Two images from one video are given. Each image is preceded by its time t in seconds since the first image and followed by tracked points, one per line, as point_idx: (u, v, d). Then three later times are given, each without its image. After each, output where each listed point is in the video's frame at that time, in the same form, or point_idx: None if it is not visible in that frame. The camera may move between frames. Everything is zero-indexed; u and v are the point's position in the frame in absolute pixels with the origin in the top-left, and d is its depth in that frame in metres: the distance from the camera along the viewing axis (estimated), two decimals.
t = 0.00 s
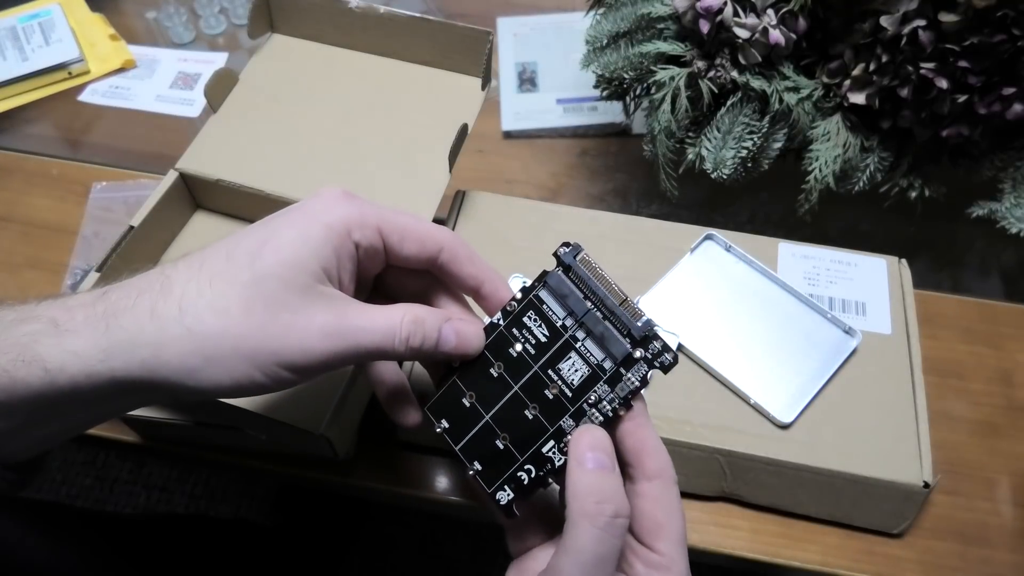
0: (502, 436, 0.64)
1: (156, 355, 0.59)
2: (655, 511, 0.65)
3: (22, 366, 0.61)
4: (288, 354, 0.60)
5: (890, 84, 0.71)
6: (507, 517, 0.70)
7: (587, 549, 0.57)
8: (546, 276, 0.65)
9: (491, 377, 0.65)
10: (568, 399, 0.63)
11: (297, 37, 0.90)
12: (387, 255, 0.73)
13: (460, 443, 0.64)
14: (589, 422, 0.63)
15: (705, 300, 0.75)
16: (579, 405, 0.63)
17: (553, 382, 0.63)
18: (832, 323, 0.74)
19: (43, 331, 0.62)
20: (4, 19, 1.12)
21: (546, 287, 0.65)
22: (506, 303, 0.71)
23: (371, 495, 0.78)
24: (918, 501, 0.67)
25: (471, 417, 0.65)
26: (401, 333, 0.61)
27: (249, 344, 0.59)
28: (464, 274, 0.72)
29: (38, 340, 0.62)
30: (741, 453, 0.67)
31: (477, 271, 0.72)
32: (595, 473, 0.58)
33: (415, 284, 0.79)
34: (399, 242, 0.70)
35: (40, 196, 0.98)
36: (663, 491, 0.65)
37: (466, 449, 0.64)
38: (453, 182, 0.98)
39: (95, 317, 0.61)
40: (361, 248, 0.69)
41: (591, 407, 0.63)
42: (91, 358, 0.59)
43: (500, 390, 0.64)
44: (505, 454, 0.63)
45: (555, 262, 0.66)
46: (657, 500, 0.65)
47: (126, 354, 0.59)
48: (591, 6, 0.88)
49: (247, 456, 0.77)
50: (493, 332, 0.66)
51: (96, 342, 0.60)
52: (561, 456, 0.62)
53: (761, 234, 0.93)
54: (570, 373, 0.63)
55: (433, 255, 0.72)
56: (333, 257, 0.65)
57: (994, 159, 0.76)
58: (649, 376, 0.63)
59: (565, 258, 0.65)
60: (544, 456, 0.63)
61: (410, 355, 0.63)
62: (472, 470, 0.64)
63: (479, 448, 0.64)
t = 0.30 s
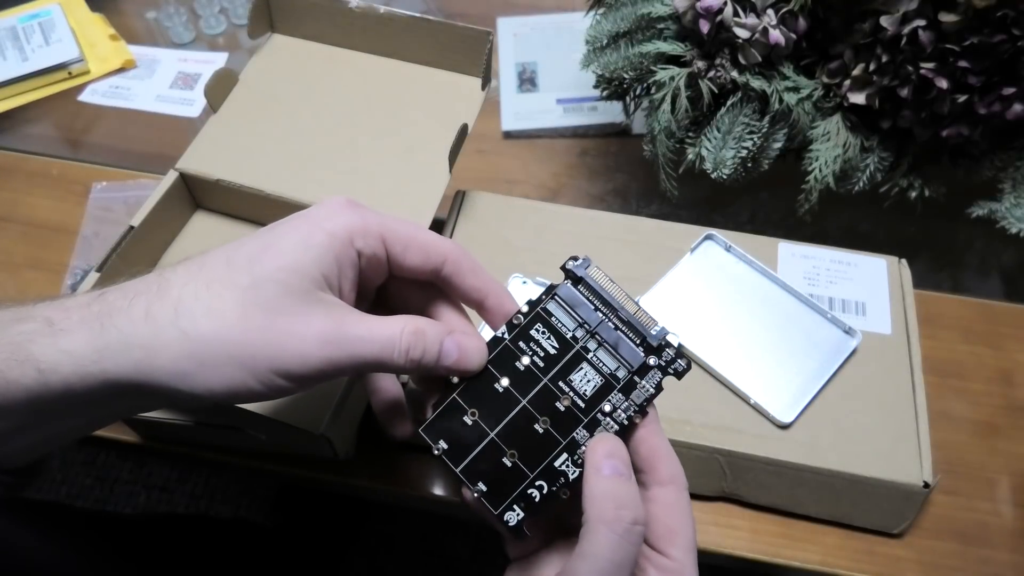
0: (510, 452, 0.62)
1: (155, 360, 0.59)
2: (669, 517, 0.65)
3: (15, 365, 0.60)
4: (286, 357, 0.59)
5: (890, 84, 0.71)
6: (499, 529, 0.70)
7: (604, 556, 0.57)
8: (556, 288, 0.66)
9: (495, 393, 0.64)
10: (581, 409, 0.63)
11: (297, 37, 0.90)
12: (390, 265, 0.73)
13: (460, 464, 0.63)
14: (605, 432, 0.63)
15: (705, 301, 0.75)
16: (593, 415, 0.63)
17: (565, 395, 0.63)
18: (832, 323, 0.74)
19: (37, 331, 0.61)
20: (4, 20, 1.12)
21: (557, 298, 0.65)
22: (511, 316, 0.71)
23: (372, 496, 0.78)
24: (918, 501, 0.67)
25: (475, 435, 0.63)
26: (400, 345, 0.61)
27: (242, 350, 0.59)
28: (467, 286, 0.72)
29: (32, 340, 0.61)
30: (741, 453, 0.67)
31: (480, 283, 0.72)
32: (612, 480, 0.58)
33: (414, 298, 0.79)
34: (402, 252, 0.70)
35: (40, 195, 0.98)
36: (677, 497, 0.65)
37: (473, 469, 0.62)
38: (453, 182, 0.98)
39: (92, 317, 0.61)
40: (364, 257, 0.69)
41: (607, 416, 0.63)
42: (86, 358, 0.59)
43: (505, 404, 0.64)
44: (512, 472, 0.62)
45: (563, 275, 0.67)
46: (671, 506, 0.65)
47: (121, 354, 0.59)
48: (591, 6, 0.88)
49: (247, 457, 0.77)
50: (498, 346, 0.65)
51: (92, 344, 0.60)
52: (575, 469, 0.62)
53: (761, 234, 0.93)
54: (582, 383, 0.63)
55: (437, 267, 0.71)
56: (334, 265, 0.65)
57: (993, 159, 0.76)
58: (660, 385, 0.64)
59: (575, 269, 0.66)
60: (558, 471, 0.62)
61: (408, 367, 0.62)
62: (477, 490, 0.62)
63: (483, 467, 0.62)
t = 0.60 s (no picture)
0: (516, 458, 0.62)
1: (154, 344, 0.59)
2: (675, 520, 0.65)
3: (15, 343, 0.61)
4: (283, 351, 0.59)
5: (890, 84, 0.71)
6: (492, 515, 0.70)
7: (617, 564, 0.57)
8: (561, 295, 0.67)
9: (501, 398, 0.64)
10: (589, 414, 0.63)
11: (297, 37, 0.90)
12: (393, 269, 0.72)
13: (465, 473, 0.62)
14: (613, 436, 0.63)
15: (705, 301, 0.75)
16: (601, 419, 0.63)
17: (572, 399, 0.63)
18: (832, 323, 0.74)
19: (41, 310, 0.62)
20: (4, 19, 1.12)
21: (561, 304, 0.66)
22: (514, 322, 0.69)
23: (371, 495, 0.78)
24: (918, 501, 0.67)
25: (480, 441, 0.62)
26: (399, 340, 0.61)
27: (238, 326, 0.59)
28: (469, 293, 0.70)
29: (32, 321, 0.61)
30: (741, 453, 0.67)
31: (481, 291, 0.70)
32: (625, 487, 0.58)
33: (418, 307, 0.78)
34: (405, 256, 0.70)
35: (41, 195, 0.98)
36: (683, 500, 0.65)
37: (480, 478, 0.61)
38: (453, 182, 0.98)
39: (94, 297, 0.61)
40: (368, 257, 0.69)
41: (615, 420, 0.63)
42: (82, 351, 0.59)
43: (511, 409, 0.63)
44: (520, 479, 0.61)
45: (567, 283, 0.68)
46: (677, 509, 0.65)
47: (118, 329, 0.59)
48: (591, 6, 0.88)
49: (246, 456, 0.76)
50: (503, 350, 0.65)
51: (89, 320, 0.59)
52: (584, 475, 0.61)
53: (761, 234, 0.93)
54: (589, 387, 0.64)
55: (440, 271, 0.71)
56: (336, 259, 0.65)
57: (994, 159, 0.76)
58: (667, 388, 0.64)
59: (579, 277, 0.67)
60: (568, 477, 0.61)
61: (406, 366, 0.62)
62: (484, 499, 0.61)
63: (488, 476, 0.61)
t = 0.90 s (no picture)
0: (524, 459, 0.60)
1: (155, 348, 0.59)
2: (681, 520, 0.66)
3: (10, 346, 0.60)
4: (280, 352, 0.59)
5: (890, 84, 0.70)
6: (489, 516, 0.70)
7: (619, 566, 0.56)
8: (563, 297, 0.66)
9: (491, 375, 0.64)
10: (596, 414, 0.62)
11: (297, 37, 0.90)
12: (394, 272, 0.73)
13: (470, 476, 0.60)
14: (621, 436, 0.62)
15: (706, 302, 0.75)
16: (609, 419, 0.62)
17: (579, 399, 0.63)
18: (832, 323, 0.74)
19: (39, 312, 0.62)
20: (4, 19, 1.12)
21: (563, 306, 0.66)
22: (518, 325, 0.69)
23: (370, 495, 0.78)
24: (918, 501, 0.67)
25: (487, 442, 0.61)
26: (399, 339, 0.60)
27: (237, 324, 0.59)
28: (470, 294, 0.71)
29: (29, 324, 0.62)
30: (741, 453, 0.67)
31: (483, 292, 0.71)
32: (633, 489, 0.57)
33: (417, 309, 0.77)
34: (406, 257, 0.71)
35: (41, 195, 0.98)
36: (689, 500, 0.66)
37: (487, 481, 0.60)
38: (453, 182, 0.98)
39: (93, 301, 0.61)
40: (368, 259, 0.69)
41: (623, 419, 0.62)
42: (79, 351, 0.59)
43: (516, 408, 0.62)
44: (528, 480, 0.60)
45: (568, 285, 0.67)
46: (683, 509, 0.66)
47: (114, 331, 0.59)
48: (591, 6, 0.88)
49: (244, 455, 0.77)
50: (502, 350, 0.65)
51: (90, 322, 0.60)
52: (595, 475, 0.60)
53: (761, 234, 0.93)
54: (594, 387, 0.63)
55: (441, 274, 0.72)
56: (336, 259, 0.65)
57: (993, 159, 0.76)
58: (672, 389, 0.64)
59: (580, 281, 0.67)
60: (577, 478, 0.60)
61: (406, 366, 0.61)
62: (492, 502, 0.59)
63: (495, 478, 0.60)
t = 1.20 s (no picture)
0: (481, 432, 0.61)
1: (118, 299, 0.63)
2: (673, 525, 0.66)
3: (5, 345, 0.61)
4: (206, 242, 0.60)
5: (890, 84, 0.70)
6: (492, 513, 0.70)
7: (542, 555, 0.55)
8: (529, 204, 0.63)
9: (448, 322, 0.63)
10: (543, 353, 0.61)
11: (297, 37, 0.90)
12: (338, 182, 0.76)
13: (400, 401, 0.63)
14: (567, 380, 0.61)
15: (705, 301, 0.75)
16: (555, 362, 0.61)
17: (525, 333, 0.62)
18: (832, 323, 0.74)
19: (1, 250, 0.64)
20: (4, 19, 1.12)
21: (525, 215, 0.63)
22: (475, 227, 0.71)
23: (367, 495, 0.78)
24: (917, 501, 0.67)
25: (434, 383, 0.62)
26: (330, 228, 0.59)
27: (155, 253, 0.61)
28: (416, 188, 0.73)
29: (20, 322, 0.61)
30: (741, 453, 0.67)
31: (430, 183, 0.73)
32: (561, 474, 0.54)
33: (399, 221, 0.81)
34: (349, 159, 0.74)
35: (41, 195, 0.99)
36: (677, 502, 0.66)
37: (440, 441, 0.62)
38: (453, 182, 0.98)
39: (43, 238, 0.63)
40: (305, 166, 0.73)
41: (575, 362, 0.61)
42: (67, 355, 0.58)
43: (474, 363, 0.62)
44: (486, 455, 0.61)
45: (541, 186, 0.63)
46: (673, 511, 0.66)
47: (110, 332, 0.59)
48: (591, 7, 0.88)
49: (241, 454, 0.77)
50: (457, 267, 0.64)
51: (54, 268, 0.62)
52: (525, 423, 0.61)
53: (761, 234, 0.93)
54: (548, 325, 0.61)
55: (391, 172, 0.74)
56: (267, 167, 0.70)
57: (993, 159, 0.76)
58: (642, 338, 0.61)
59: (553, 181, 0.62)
60: (508, 423, 0.61)
61: (341, 268, 0.60)
62: (452, 468, 0.61)
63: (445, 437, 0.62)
